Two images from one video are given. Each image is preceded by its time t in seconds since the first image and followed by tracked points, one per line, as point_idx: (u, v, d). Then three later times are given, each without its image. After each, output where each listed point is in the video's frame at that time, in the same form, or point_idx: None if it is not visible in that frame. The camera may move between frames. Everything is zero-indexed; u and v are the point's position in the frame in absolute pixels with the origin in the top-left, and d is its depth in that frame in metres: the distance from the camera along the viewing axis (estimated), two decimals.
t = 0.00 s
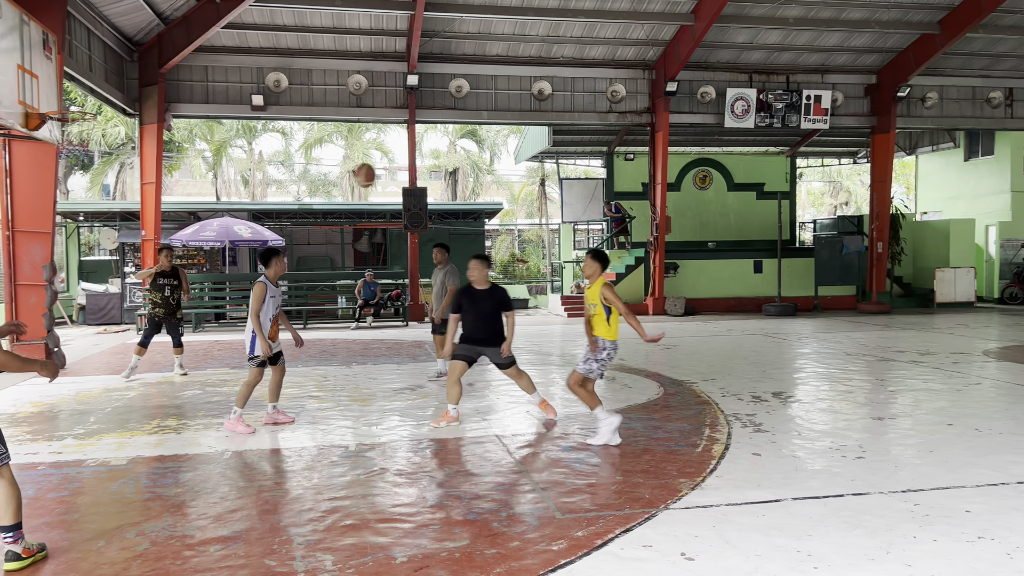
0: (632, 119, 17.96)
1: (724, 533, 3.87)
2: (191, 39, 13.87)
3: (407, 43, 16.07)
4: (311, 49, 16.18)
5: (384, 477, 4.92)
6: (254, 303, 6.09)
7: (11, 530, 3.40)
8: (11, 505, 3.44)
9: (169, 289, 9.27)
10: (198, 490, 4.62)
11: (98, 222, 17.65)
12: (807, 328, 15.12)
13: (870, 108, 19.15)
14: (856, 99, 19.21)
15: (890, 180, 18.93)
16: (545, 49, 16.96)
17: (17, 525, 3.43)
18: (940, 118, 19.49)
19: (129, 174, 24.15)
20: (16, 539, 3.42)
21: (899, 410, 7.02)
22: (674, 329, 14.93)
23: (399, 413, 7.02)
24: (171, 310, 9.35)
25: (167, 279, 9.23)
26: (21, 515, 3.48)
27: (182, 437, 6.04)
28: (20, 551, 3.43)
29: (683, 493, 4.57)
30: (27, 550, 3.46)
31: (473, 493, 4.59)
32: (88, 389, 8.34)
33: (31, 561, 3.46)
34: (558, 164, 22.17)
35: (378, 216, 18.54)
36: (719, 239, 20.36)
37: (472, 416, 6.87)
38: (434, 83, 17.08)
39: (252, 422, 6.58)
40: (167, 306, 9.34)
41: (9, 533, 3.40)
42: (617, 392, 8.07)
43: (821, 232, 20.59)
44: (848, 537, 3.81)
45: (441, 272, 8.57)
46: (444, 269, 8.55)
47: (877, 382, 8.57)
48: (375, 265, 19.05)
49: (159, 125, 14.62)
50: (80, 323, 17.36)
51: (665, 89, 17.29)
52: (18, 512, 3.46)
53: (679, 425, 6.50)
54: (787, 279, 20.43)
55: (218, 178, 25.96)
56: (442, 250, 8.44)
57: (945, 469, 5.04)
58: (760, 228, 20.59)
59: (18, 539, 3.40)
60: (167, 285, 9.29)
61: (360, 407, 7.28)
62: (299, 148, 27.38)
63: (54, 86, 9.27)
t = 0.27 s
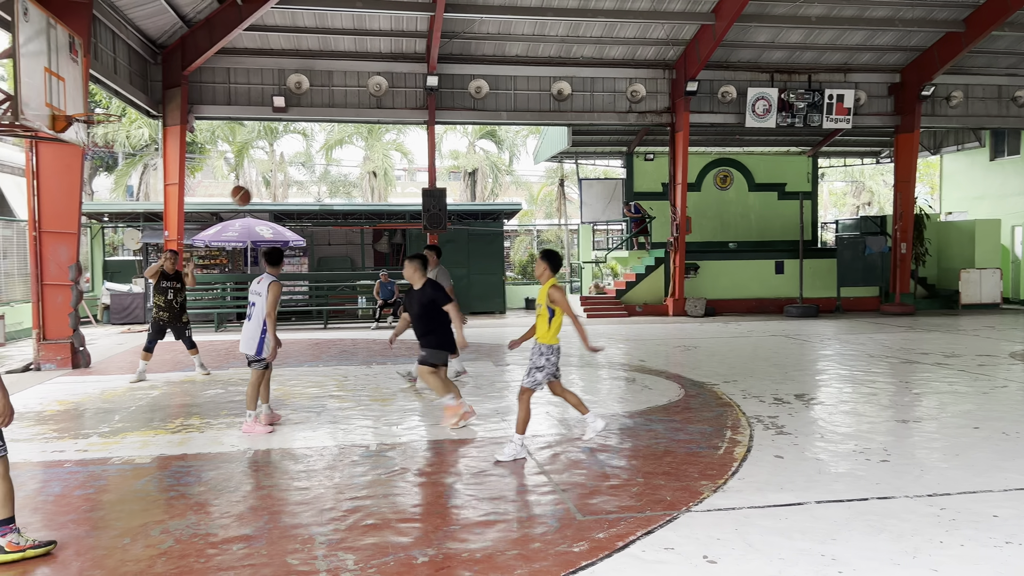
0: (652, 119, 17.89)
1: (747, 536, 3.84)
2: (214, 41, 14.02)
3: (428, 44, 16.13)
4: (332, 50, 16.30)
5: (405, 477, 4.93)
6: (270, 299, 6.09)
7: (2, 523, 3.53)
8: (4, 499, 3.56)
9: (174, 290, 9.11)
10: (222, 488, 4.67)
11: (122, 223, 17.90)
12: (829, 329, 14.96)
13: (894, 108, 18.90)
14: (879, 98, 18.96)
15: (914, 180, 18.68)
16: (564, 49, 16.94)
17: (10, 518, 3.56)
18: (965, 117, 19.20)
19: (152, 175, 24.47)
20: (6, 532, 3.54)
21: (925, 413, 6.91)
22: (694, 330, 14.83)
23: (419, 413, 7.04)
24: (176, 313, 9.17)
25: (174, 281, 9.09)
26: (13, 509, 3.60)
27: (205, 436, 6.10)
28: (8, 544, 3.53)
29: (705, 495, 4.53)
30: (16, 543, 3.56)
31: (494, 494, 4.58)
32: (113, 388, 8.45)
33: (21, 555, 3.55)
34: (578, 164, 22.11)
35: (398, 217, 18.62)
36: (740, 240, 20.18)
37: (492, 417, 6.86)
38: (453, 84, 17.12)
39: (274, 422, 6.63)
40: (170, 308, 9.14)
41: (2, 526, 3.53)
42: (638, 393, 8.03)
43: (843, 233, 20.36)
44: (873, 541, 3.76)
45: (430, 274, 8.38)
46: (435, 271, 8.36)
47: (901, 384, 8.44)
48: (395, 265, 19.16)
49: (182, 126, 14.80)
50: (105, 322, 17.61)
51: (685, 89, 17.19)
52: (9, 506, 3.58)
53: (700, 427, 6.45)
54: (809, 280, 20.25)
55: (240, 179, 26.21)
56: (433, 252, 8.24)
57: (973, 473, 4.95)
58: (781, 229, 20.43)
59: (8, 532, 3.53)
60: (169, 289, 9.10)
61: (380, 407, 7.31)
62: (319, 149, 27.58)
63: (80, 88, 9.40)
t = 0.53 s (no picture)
0: (678, 119, 17.76)
1: (775, 540, 3.79)
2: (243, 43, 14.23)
3: (453, 45, 16.18)
4: (358, 52, 16.43)
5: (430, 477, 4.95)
6: (290, 301, 6.35)
7: (30, 519, 3.58)
8: (30, 495, 3.59)
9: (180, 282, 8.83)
10: (249, 487, 4.72)
11: (153, 223, 18.21)
12: (858, 331, 14.72)
13: (926, 106, 18.55)
14: (910, 97, 18.62)
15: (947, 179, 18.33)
16: (590, 49, 16.88)
17: (36, 514, 3.59)
18: (999, 115, 18.80)
19: (182, 177, 24.87)
20: (33, 527, 3.58)
21: (957, 417, 6.77)
22: (721, 332, 14.68)
23: (444, 413, 7.06)
24: (183, 304, 8.90)
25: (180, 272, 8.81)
26: (41, 505, 3.64)
27: (234, 435, 6.18)
28: (35, 539, 3.58)
29: (732, 498, 4.48)
30: (45, 538, 3.61)
31: (519, 495, 4.58)
32: (143, 386, 8.59)
33: (49, 549, 3.61)
34: (603, 164, 22.01)
35: (423, 218, 18.73)
36: (767, 241, 19.95)
37: (517, 418, 6.86)
38: (478, 85, 17.15)
39: (301, 421, 6.70)
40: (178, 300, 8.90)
41: (28, 522, 3.57)
42: (664, 396, 7.97)
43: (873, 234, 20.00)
44: (905, 547, 3.69)
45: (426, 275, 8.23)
46: (431, 272, 8.22)
47: (933, 387, 8.28)
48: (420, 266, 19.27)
49: (211, 128, 15.01)
50: (136, 322, 17.92)
51: (712, 89, 17.05)
52: (37, 501, 3.62)
53: (727, 429, 6.38)
54: (837, 281, 19.97)
55: (268, 180, 26.53)
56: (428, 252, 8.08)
57: (1008, 479, 4.83)
58: (809, 230, 20.15)
59: (37, 527, 3.57)
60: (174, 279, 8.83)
61: (406, 407, 7.34)
62: (346, 151, 27.82)
63: (112, 91, 9.59)
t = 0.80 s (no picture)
0: (708, 119, 17.57)
1: (807, 545, 3.73)
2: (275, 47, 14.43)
3: (482, 47, 16.23)
4: (388, 55, 16.56)
5: (458, 477, 4.96)
6: (306, 302, 6.50)
7: (69, 516, 3.65)
8: (69, 492, 3.67)
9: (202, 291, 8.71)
10: (280, 485, 4.78)
11: (187, 225, 18.53)
12: (893, 334, 14.43)
13: (963, 105, 18.14)
14: (946, 96, 18.20)
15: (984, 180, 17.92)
16: (619, 49, 16.80)
17: (75, 511, 3.67)
18: None
19: (215, 178, 25.29)
20: (72, 524, 3.66)
21: (996, 422, 6.60)
22: (752, 334, 14.50)
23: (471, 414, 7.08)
24: (201, 316, 8.74)
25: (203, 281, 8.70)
26: (79, 502, 3.71)
27: (265, 433, 6.26)
28: (74, 535, 3.65)
29: (763, 503, 4.42)
30: (82, 534, 3.68)
31: (547, 496, 4.57)
32: (177, 385, 8.74)
33: (86, 545, 3.68)
34: (632, 165, 21.88)
35: (451, 219, 18.81)
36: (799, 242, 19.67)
37: (544, 419, 6.84)
38: (507, 86, 17.15)
39: (331, 420, 6.77)
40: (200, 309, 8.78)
41: (67, 518, 3.64)
42: (693, 398, 7.89)
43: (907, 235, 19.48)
44: (942, 554, 3.61)
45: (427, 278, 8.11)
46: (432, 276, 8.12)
47: (971, 391, 8.08)
48: (448, 267, 19.35)
49: (243, 131, 15.23)
50: (169, 322, 18.24)
51: (743, 88, 16.85)
52: (76, 499, 3.70)
53: (758, 433, 6.31)
54: (871, 283, 19.61)
55: (299, 182, 26.85)
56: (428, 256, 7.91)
57: None
58: (842, 232, 19.92)
59: (75, 524, 3.64)
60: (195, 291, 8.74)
61: (434, 408, 7.37)
62: (375, 152, 28.04)
63: (148, 95, 9.77)
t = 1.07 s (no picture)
0: (738, 118, 17.38)
1: (839, 550, 3.67)
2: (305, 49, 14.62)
3: (509, 47, 16.24)
4: (416, 56, 16.67)
5: (485, 477, 4.97)
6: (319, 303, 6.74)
7: (105, 512, 3.74)
8: (105, 489, 3.75)
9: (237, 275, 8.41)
10: (309, 483, 4.83)
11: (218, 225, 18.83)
12: (928, 336, 14.13)
13: (1000, 103, 17.72)
14: (983, 93, 17.78)
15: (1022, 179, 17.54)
16: (648, 48, 16.75)
17: (110, 508, 3.75)
18: None
19: (246, 180, 25.67)
20: (107, 520, 3.75)
21: None
22: (782, 336, 14.30)
23: (498, 414, 7.09)
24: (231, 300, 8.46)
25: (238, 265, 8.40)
26: (114, 499, 3.80)
27: (294, 432, 6.34)
28: (109, 531, 3.75)
29: (794, 506, 4.36)
30: (117, 530, 3.77)
31: (574, 497, 4.56)
32: (209, 384, 8.87)
33: (120, 541, 3.77)
34: (660, 164, 21.73)
35: (478, 220, 18.87)
36: (830, 242, 19.36)
37: (571, 420, 6.83)
38: (535, 86, 17.13)
39: (360, 419, 6.82)
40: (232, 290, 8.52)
41: (103, 515, 3.73)
42: (722, 400, 7.81)
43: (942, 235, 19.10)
44: (978, 560, 3.53)
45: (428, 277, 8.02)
46: (432, 275, 8.04)
47: (1008, 395, 7.89)
48: (476, 268, 19.41)
49: (274, 133, 15.44)
50: (201, 321, 18.55)
51: (773, 87, 16.64)
52: (111, 496, 3.78)
53: (789, 435, 6.22)
54: (905, 284, 19.24)
55: (328, 183, 27.12)
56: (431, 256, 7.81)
57: None
58: (875, 233, 19.48)
59: (111, 520, 3.74)
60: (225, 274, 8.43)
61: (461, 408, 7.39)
62: (403, 153, 28.22)
63: (180, 97, 9.95)
